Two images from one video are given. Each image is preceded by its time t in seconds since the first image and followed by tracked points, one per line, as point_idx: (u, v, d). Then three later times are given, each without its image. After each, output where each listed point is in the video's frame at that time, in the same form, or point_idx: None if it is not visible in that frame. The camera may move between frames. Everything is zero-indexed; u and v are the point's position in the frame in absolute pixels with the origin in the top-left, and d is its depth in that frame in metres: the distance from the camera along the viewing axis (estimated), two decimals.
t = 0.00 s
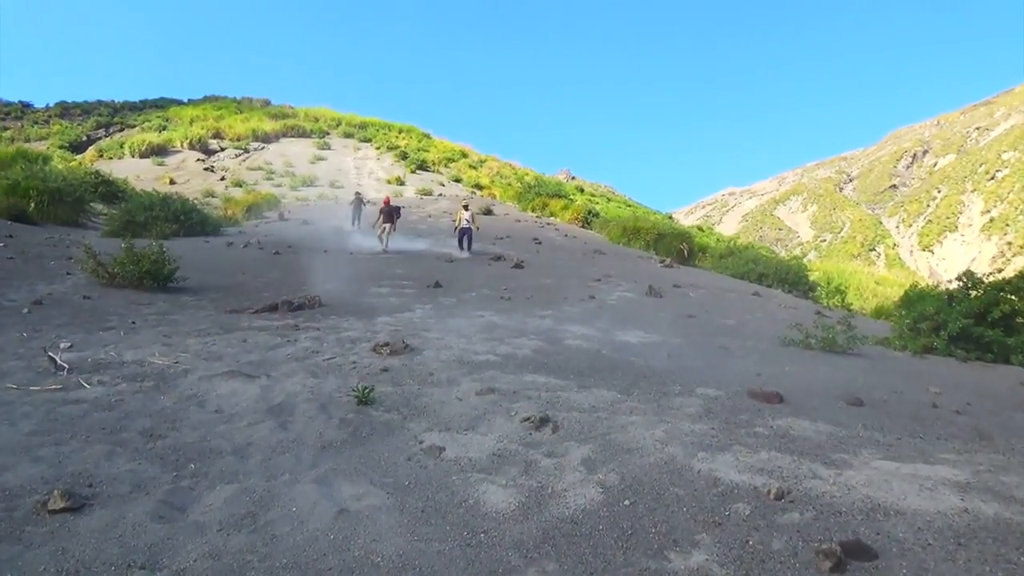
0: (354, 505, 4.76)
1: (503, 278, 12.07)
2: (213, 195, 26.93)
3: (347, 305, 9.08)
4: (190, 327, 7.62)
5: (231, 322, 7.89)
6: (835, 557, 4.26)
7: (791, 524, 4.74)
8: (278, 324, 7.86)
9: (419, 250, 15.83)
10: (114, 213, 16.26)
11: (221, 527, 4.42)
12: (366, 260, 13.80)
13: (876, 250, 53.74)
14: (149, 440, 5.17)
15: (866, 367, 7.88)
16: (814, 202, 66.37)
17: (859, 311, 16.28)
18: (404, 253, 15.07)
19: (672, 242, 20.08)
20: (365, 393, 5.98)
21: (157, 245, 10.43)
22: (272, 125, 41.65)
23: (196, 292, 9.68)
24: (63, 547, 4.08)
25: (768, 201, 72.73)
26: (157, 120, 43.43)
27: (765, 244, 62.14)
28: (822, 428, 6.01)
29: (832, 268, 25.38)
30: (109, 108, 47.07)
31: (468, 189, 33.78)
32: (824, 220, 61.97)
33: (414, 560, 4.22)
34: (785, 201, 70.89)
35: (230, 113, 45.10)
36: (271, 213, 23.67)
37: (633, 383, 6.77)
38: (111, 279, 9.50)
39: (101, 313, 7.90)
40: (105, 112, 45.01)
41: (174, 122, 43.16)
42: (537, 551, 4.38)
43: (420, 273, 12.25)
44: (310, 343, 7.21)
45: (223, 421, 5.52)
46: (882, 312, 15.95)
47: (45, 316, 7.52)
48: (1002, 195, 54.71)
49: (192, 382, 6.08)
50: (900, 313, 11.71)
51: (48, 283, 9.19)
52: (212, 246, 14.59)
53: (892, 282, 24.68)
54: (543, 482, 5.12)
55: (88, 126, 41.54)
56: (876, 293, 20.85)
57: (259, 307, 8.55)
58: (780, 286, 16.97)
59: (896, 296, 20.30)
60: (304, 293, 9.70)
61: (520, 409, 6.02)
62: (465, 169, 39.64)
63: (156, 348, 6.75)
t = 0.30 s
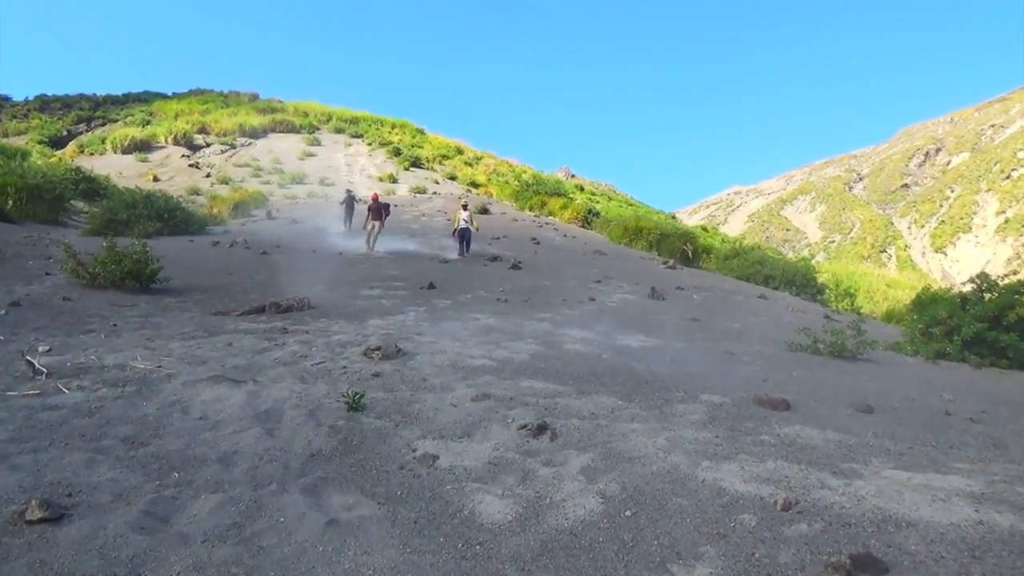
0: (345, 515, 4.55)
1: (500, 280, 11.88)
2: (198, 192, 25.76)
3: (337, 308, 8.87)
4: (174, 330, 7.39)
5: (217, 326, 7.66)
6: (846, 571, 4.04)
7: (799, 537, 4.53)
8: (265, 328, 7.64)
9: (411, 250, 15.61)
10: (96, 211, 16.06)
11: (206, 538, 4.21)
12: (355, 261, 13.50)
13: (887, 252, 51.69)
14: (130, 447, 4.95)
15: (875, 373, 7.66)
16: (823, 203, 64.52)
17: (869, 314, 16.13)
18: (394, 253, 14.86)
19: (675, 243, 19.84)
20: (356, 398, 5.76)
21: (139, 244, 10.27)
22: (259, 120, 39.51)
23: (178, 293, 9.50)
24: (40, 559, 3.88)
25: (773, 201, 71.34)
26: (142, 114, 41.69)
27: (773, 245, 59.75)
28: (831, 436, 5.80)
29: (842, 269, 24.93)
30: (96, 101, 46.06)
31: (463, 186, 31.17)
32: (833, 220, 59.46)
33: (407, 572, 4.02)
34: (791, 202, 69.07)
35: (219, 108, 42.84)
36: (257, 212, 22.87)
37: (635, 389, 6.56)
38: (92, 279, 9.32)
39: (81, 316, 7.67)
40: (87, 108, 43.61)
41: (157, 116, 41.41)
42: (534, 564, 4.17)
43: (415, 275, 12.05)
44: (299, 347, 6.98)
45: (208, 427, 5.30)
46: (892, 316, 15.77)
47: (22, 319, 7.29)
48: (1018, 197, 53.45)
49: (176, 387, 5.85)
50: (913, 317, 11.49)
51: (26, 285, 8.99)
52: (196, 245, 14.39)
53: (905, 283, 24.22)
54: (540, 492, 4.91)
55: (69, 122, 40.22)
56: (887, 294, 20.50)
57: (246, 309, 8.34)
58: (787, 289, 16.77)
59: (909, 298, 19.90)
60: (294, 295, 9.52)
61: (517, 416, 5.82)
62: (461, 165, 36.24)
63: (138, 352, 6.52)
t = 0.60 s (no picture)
0: (335, 525, 4.34)
1: (497, 281, 11.66)
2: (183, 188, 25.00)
3: (327, 310, 8.67)
4: (157, 333, 7.18)
5: (202, 329, 7.45)
6: None
7: (809, 549, 4.31)
8: (252, 331, 7.43)
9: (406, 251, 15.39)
10: (76, 208, 15.88)
11: (189, 550, 4.00)
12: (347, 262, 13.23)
13: (901, 252, 50.00)
14: (112, 454, 4.74)
15: (886, 378, 7.44)
16: (832, 201, 61.97)
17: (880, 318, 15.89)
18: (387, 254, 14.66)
19: (679, 243, 19.59)
20: (347, 404, 5.55)
21: (121, 243, 10.11)
22: (247, 113, 37.56)
23: (161, 295, 9.32)
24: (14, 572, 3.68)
25: (780, 199, 69.75)
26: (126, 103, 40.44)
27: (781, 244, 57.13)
28: (841, 444, 5.59)
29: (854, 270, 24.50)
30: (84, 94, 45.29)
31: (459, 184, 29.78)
32: (843, 219, 57.37)
33: None
34: (801, 200, 66.06)
35: (205, 98, 41.40)
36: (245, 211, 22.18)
37: (637, 395, 6.35)
38: (72, 280, 9.19)
39: (61, 318, 7.47)
40: (67, 96, 41.77)
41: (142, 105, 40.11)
42: None
43: (410, 276, 11.87)
44: (289, 351, 6.77)
45: (193, 434, 5.09)
46: (905, 320, 15.54)
47: None
48: None
49: (159, 393, 5.64)
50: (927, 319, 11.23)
51: (3, 285, 8.81)
52: (181, 245, 14.19)
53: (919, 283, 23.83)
54: (538, 502, 4.70)
55: (46, 113, 38.49)
56: (900, 296, 20.16)
57: (231, 311, 8.14)
58: (795, 291, 16.54)
59: (922, 301, 19.54)
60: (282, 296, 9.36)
61: (514, 423, 5.61)
62: (457, 162, 34.62)
63: (120, 356, 6.30)
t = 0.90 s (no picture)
0: (329, 537, 4.14)
1: (496, 282, 11.47)
2: (169, 185, 24.67)
3: (320, 312, 8.49)
4: (143, 337, 7.00)
5: (191, 332, 7.27)
6: None
7: (822, 560, 4.12)
8: (241, 335, 7.25)
9: (404, 251, 15.22)
10: (60, 207, 15.72)
11: (174, 563, 3.82)
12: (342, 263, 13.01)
13: (918, 252, 49.41)
14: (96, 463, 4.56)
15: (902, 383, 7.23)
16: (846, 198, 61.54)
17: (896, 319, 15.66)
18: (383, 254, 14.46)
19: (686, 243, 19.34)
20: (340, 410, 5.37)
21: (106, 244, 9.96)
22: (235, 108, 37.04)
23: (146, 297, 9.17)
24: None
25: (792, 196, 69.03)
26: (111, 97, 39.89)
27: (794, 243, 56.82)
28: (855, 451, 5.39)
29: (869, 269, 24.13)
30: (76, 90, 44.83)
31: (457, 181, 29.50)
32: (858, 216, 56.82)
33: None
34: (813, 197, 65.60)
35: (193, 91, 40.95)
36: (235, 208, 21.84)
37: (643, 400, 6.15)
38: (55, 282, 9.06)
39: (43, 321, 7.29)
40: (49, 90, 41.08)
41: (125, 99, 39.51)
42: None
43: (406, 277, 11.70)
44: (280, 355, 6.59)
45: (180, 442, 4.91)
46: (921, 321, 15.34)
47: None
48: None
49: (146, 399, 5.47)
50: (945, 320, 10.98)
51: None
52: (167, 245, 14.02)
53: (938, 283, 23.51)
54: (540, 511, 4.50)
55: (28, 107, 37.97)
56: (917, 295, 19.85)
57: (221, 314, 7.98)
58: (806, 291, 16.32)
59: (940, 301, 19.21)
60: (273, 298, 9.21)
61: (515, 430, 5.42)
62: (455, 158, 34.17)
63: (105, 360, 6.13)
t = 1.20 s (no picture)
0: (325, 547, 3.96)
1: (498, 282, 11.28)
2: (158, 184, 24.52)
3: (315, 314, 8.31)
4: (132, 340, 6.84)
5: (182, 335, 7.11)
6: None
7: (837, 571, 3.93)
8: (234, 337, 7.08)
9: (404, 249, 15.04)
10: (45, 206, 15.71)
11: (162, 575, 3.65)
12: (341, 264, 12.81)
13: (938, 249, 48.57)
14: (83, 471, 4.40)
15: (920, 387, 7.01)
16: (862, 194, 61.35)
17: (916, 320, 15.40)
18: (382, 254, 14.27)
19: (695, 241, 19.02)
20: (338, 416, 5.19)
21: (92, 243, 9.86)
22: (226, 101, 36.75)
23: (135, 298, 9.06)
24: None
25: (808, 191, 68.72)
26: (97, 91, 39.42)
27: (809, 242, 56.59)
28: (871, 457, 5.19)
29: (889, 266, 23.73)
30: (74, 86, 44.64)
31: (459, 176, 29.29)
32: (875, 213, 56.52)
33: None
34: (829, 192, 65.57)
35: (182, 84, 40.51)
36: (226, 205, 21.65)
37: (651, 405, 5.97)
38: (40, 282, 8.98)
39: (29, 323, 7.13)
40: (34, 86, 40.76)
41: (109, 92, 39.06)
42: None
43: (406, 277, 11.53)
44: (275, 359, 6.42)
45: (171, 449, 4.75)
46: (942, 321, 15.10)
47: None
48: None
49: (135, 404, 5.31)
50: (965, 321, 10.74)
51: None
52: (157, 245, 13.92)
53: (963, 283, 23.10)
54: (544, 521, 4.32)
55: (13, 102, 37.79)
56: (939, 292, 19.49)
57: (213, 316, 7.81)
58: (822, 291, 16.06)
59: (962, 299, 18.86)
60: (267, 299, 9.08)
61: (518, 436, 5.24)
62: (455, 152, 33.92)
63: (92, 364, 5.96)
